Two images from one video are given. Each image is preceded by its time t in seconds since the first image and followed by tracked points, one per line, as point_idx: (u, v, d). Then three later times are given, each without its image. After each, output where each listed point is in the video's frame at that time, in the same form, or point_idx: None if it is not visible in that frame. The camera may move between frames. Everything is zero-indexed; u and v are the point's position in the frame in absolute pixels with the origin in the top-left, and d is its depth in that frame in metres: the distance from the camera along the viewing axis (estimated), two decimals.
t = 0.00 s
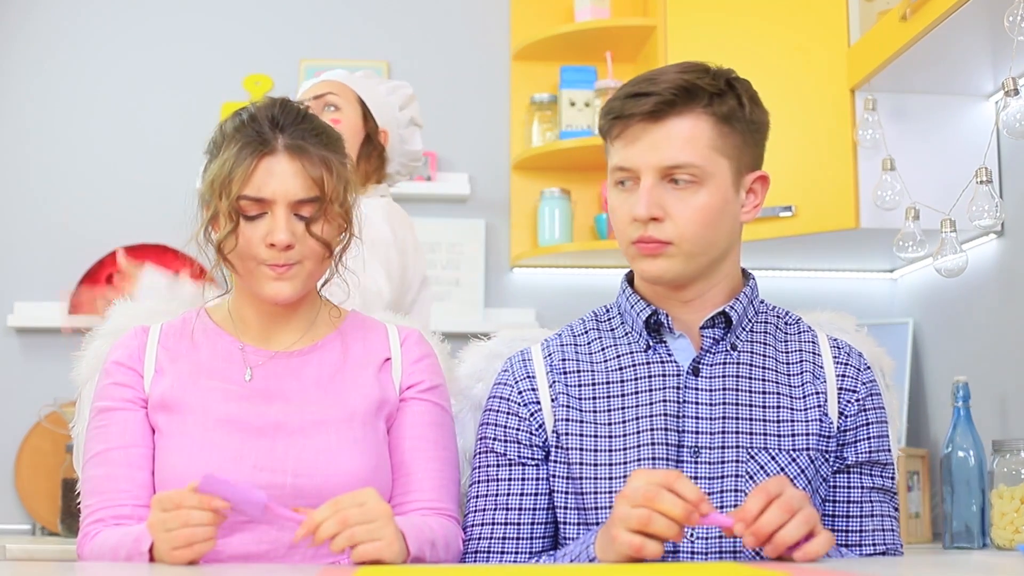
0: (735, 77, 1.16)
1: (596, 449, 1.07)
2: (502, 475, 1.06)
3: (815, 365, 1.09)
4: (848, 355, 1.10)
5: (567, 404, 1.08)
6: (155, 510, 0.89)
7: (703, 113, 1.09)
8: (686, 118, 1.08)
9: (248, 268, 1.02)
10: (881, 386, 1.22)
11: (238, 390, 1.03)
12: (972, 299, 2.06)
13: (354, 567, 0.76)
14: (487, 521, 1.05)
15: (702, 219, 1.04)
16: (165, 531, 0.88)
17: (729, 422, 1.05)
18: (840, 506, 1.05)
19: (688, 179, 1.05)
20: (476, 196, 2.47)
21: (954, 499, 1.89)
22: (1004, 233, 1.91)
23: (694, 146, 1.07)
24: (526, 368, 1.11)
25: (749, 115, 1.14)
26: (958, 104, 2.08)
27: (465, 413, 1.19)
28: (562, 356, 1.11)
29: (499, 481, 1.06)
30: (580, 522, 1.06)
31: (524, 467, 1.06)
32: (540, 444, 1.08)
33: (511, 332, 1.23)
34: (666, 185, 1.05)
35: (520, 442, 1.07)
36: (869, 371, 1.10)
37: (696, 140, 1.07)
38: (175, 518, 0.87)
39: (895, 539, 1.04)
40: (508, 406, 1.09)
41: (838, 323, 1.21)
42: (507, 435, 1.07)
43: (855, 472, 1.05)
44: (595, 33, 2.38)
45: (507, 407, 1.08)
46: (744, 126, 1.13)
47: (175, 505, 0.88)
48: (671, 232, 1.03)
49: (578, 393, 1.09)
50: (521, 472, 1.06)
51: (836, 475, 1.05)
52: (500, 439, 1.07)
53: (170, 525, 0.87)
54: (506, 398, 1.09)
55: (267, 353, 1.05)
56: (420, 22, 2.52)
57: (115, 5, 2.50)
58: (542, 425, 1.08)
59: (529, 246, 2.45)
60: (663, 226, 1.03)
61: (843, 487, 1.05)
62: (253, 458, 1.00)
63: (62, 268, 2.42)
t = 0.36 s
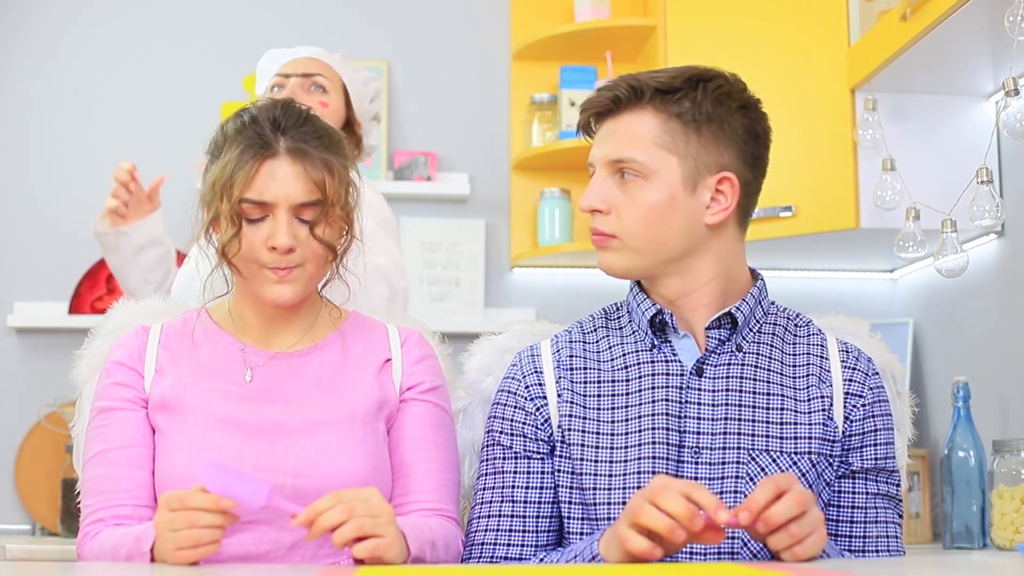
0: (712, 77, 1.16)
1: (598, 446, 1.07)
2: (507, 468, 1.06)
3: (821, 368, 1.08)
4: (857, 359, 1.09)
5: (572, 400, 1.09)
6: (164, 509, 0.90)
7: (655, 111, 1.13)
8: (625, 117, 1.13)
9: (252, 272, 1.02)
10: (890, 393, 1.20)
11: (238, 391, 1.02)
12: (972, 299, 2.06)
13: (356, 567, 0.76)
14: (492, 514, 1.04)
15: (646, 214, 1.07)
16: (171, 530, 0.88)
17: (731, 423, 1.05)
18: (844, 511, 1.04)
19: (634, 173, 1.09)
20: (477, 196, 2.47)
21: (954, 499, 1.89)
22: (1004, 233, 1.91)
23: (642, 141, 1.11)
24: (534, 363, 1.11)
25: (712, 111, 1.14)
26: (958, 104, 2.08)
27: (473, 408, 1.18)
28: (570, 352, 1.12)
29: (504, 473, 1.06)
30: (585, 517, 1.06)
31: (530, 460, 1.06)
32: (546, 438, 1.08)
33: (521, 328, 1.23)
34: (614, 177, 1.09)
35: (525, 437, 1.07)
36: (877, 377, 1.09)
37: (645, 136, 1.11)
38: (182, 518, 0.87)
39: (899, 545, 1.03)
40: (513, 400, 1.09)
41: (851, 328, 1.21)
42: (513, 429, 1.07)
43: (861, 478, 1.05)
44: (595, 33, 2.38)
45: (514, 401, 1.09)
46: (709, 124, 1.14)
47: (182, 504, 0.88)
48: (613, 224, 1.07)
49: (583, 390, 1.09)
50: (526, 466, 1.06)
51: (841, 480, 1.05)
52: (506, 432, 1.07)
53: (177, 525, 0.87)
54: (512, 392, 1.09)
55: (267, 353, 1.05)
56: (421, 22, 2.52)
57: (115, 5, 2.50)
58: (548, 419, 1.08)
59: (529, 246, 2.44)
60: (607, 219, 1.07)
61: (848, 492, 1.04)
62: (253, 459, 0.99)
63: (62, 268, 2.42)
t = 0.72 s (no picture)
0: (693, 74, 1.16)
1: (587, 438, 1.07)
2: (505, 454, 1.07)
3: (818, 368, 1.08)
4: (856, 360, 1.08)
5: (565, 390, 1.10)
6: (168, 507, 0.88)
7: (631, 107, 1.14)
8: (608, 117, 1.15)
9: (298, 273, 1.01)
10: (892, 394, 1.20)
11: (237, 391, 1.02)
12: (972, 299, 2.06)
13: (355, 567, 0.76)
14: (490, 498, 1.05)
15: (615, 209, 1.09)
16: (176, 530, 0.86)
17: (721, 418, 1.05)
18: (843, 514, 1.04)
19: (608, 168, 1.11)
20: (476, 196, 2.47)
21: (954, 499, 1.89)
22: (1004, 233, 1.91)
23: (617, 136, 1.13)
24: (533, 353, 1.12)
25: (686, 106, 1.14)
26: (958, 104, 2.08)
27: (477, 399, 1.19)
28: (567, 344, 1.13)
29: (501, 460, 1.06)
30: (576, 507, 1.05)
31: (527, 448, 1.07)
32: (541, 427, 1.08)
33: (522, 322, 1.23)
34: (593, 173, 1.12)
35: (523, 424, 1.08)
36: (876, 377, 1.07)
37: (620, 132, 1.13)
38: (189, 519, 0.85)
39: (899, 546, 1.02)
40: (510, 389, 1.10)
41: (857, 327, 1.21)
42: (511, 416, 1.08)
43: (860, 481, 1.04)
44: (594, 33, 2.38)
45: (512, 390, 1.10)
46: (687, 119, 1.14)
47: (190, 506, 0.86)
48: (589, 219, 1.10)
49: (577, 381, 1.10)
50: (523, 453, 1.06)
51: (838, 483, 1.04)
52: (505, 420, 1.08)
53: (182, 525, 0.86)
54: (510, 382, 1.11)
55: (268, 355, 1.05)
56: (421, 22, 2.52)
57: (115, 5, 2.50)
58: (543, 408, 1.09)
59: (529, 246, 2.44)
60: (585, 212, 1.10)
61: (847, 495, 1.04)
62: (251, 460, 0.99)
63: (62, 268, 2.42)
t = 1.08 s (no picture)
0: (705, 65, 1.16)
1: (587, 434, 1.07)
2: (500, 456, 1.07)
3: (818, 363, 1.08)
4: (855, 355, 1.09)
5: (563, 387, 1.09)
6: (172, 503, 0.87)
7: (654, 109, 1.11)
8: (630, 118, 1.11)
9: (269, 269, 1.02)
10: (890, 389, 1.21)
11: (242, 391, 1.03)
12: (972, 299, 2.06)
13: (354, 566, 0.76)
14: (485, 500, 1.05)
15: (657, 214, 1.06)
16: (179, 525, 0.86)
17: (723, 413, 1.05)
18: (846, 509, 1.03)
19: (640, 176, 1.07)
20: (477, 196, 2.47)
21: (954, 499, 1.89)
22: (1004, 234, 1.91)
23: (647, 142, 1.09)
24: (528, 352, 1.12)
25: (712, 103, 1.14)
26: (958, 104, 2.08)
27: (473, 400, 1.19)
28: (564, 343, 1.13)
29: (495, 461, 1.07)
30: (566, 505, 1.05)
31: (521, 448, 1.07)
32: (536, 426, 1.08)
33: (518, 324, 1.23)
34: (619, 181, 1.07)
35: (519, 424, 1.08)
36: (875, 372, 1.08)
37: (649, 137, 1.09)
38: (191, 515, 0.85)
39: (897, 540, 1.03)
40: (507, 388, 1.10)
41: (853, 322, 1.22)
42: (506, 416, 1.08)
43: (861, 475, 1.04)
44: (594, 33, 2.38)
45: (507, 389, 1.10)
46: (712, 117, 1.13)
47: (191, 500, 0.85)
48: (625, 228, 1.05)
49: (576, 377, 1.10)
50: (517, 454, 1.07)
51: (840, 478, 1.04)
52: (499, 420, 1.08)
53: (186, 521, 0.85)
54: (507, 380, 1.11)
55: (271, 354, 1.05)
56: (420, 22, 2.52)
57: (115, 5, 2.50)
58: (538, 407, 1.09)
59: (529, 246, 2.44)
60: (618, 222, 1.05)
61: (848, 489, 1.04)
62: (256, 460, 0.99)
63: (62, 268, 2.42)
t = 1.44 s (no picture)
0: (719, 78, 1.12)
1: (589, 447, 1.07)
2: (500, 475, 1.06)
3: (809, 364, 1.08)
4: (845, 355, 1.09)
5: (563, 402, 1.09)
6: (188, 505, 0.86)
7: (705, 133, 1.05)
8: (683, 140, 1.04)
9: (246, 265, 1.02)
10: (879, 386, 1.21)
11: (241, 391, 1.03)
12: (973, 299, 2.06)
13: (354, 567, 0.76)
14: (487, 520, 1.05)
15: (710, 235, 1.01)
16: (193, 528, 0.85)
17: (724, 423, 1.05)
18: (837, 508, 1.03)
19: (694, 201, 1.02)
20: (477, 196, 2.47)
21: (954, 499, 1.89)
22: (1004, 234, 1.91)
23: (698, 167, 1.03)
24: (521, 369, 1.12)
25: (740, 119, 1.11)
26: (959, 104, 2.07)
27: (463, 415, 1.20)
28: (558, 358, 1.12)
29: (496, 481, 1.06)
30: (568, 520, 1.06)
31: (520, 466, 1.07)
32: (536, 443, 1.08)
33: (507, 334, 1.23)
34: (671, 208, 1.01)
35: (516, 442, 1.08)
36: (865, 372, 1.09)
37: (701, 160, 1.04)
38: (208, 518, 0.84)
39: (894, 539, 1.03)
40: (502, 405, 1.09)
41: (838, 323, 1.21)
42: (503, 435, 1.08)
43: (853, 474, 1.04)
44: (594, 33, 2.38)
45: (502, 407, 1.09)
46: (740, 133, 1.10)
47: (209, 509, 0.84)
48: (680, 254, 1.01)
49: (574, 393, 1.09)
50: (517, 471, 1.07)
51: (833, 477, 1.04)
52: (496, 440, 1.08)
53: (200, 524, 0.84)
54: (500, 398, 1.10)
55: (272, 354, 1.05)
56: (420, 22, 2.52)
57: (115, 6, 2.50)
58: (537, 424, 1.09)
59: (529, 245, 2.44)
60: (673, 251, 1.01)
61: (841, 488, 1.04)
62: (255, 461, 0.99)
63: (62, 268, 2.42)
